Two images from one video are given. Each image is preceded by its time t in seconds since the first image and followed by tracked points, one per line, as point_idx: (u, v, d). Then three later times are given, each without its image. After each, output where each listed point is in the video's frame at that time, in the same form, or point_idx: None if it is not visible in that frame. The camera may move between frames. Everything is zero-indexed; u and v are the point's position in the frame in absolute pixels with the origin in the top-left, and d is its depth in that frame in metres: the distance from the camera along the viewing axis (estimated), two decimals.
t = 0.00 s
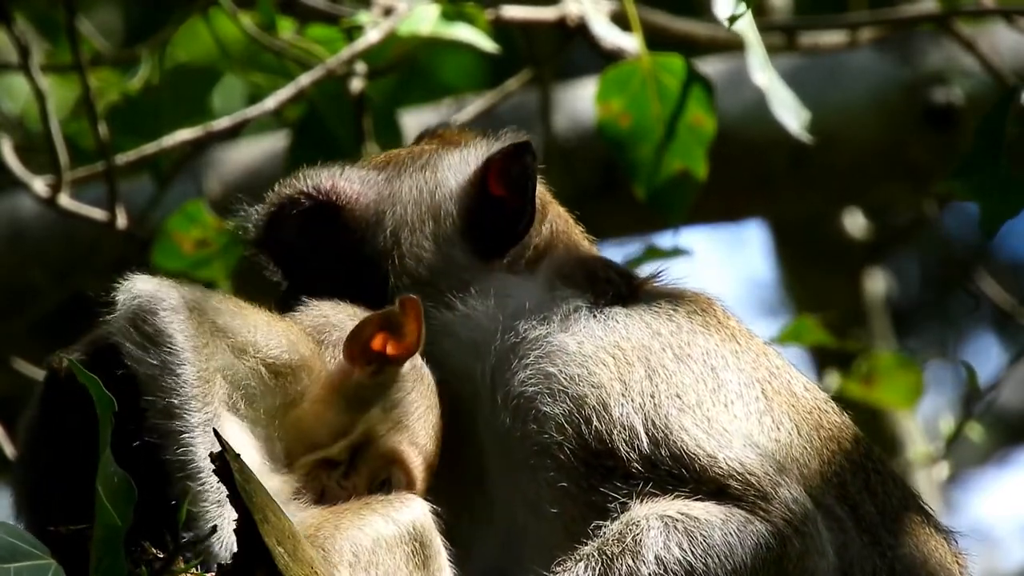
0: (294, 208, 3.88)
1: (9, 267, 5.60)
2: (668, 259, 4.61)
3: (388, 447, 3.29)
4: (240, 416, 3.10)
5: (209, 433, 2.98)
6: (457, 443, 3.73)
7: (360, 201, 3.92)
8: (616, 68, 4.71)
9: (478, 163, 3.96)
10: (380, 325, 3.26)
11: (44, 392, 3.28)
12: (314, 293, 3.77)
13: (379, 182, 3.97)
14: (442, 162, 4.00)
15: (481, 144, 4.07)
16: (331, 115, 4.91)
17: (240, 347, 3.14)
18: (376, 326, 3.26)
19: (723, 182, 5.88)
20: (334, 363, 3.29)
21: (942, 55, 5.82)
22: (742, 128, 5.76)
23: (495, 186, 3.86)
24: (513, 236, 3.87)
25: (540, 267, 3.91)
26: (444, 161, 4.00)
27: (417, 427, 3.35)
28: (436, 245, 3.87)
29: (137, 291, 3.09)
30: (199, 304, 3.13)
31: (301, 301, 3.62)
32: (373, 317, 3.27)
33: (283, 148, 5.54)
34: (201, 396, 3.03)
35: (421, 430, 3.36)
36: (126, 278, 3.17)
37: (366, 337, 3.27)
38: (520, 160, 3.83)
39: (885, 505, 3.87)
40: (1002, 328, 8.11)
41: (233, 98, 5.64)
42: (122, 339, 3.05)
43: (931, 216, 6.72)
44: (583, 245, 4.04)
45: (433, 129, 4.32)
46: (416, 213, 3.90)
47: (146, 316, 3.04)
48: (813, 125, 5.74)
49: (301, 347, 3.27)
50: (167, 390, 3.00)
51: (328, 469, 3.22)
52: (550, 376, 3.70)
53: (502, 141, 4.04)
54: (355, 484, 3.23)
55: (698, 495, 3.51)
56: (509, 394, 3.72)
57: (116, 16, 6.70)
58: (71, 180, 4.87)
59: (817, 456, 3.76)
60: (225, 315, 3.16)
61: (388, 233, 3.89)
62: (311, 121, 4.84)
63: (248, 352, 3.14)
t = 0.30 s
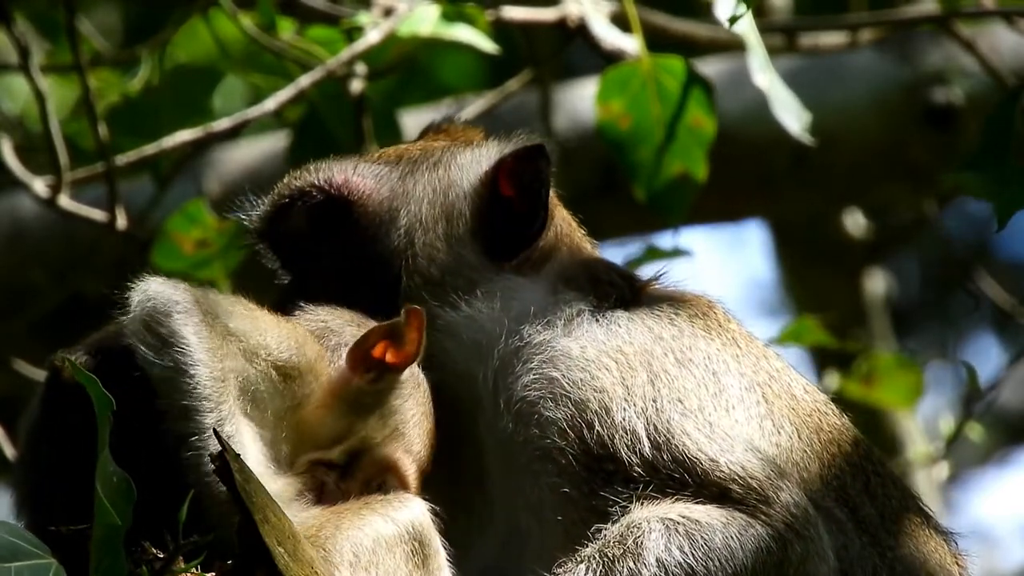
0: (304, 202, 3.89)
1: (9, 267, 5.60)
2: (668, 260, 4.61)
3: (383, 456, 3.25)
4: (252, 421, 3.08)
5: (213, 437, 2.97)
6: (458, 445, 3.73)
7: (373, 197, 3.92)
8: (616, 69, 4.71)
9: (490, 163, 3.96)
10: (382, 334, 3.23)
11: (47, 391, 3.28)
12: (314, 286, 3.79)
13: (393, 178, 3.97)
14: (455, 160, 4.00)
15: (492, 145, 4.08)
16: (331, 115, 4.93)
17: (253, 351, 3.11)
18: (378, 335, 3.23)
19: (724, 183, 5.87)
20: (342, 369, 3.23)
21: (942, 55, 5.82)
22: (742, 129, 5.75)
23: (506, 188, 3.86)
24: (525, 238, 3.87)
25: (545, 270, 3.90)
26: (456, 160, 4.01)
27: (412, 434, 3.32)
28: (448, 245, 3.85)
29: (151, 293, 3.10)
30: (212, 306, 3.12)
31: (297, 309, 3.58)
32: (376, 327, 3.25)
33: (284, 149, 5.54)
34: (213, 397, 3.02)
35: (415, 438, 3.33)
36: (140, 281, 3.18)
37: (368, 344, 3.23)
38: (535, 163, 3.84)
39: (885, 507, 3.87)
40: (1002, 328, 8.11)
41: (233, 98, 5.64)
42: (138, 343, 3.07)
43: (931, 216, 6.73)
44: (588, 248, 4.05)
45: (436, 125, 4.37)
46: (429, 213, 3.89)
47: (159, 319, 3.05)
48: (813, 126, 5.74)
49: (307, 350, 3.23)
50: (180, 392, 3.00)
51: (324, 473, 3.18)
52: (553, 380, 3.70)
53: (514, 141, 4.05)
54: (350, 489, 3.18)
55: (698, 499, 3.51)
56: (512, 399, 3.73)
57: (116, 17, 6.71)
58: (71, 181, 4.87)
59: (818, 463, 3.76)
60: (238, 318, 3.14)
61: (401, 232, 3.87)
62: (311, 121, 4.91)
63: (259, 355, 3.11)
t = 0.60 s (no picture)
0: (310, 198, 3.87)
1: (9, 267, 5.60)
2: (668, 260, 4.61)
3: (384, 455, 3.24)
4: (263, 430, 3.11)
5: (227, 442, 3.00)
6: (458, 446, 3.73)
7: (379, 196, 3.92)
8: (616, 69, 4.72)
9: (496, 163, 3.97)
10: (382, 339, 3.23)
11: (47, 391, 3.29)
12: (320, 282, 3.77)
13: (399, 177, 3.97)
14: (461, 160, 4.00)
15: (497, 144, 4.08)
16: (331, 115, 4.94)
17: (264, 360, 3.13)
18: (378, 341, 3.23)
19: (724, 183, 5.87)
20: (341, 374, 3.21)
21: (942, 55, 5.82)
22: (743, 128, 5.76)
23: (511, 188, 3.86)
24: (530, 238, 3.85)
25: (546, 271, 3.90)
26: (463, 159, 4.01)
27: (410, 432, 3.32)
28: (453, 245, 3.85)
29: (164, 299, 3.10)
30: (224, 314, 3.14)
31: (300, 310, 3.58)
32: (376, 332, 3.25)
33: (284, 148, 5.54)
34: (231, 406, 3.05)
35: (415, 436, 3.32)
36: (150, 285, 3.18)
37: (368, 348, 3.23)
38: (542, 164, 3.82)
39: (885, 508, 3.87)
40: (1002, 328, 8.11)
41: (233, 98, 5.64)
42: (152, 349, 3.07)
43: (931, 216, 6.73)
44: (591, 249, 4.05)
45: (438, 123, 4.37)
46: (435, 212, 3.89)
47: (174, 326, 3.06)
48: (813, 126, 5.74)
49: (312, 363, 3.21)
50: (199, 401, 3.02)
51: (326, 478, 3.18)
52: (557, 384, 3.71)
53: (519, 141, 4.05)
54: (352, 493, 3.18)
55: (700, 501, 3.51)
56: (515, 401, 3.74)
57: (116, 16, 6.71)
58: (71, 180, 4.86)
59: (819, 466, 3.76)
60: (250, 326, 3.16)
61: (407, 232, 3.87)
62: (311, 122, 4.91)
63: (270, 363, 3.14)
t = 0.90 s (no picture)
0: (310, 198, 3.86)
1: (9, 267, 5.59)
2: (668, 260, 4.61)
3: (407, 399, 3.33)
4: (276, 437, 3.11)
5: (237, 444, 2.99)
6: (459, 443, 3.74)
7: (380, 195, 3.91)
8: (616, 68, 4.72)
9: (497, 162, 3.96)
10: (340, 307, 3.35)
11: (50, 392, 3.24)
12: (319, 283, 3.79)
13: (400, 177, 3.96)
14: (462, 159, 3.99)
15: (499, 143, 4.07)
16: (331, 115, 4.94)
17: (282, 370, 3.16)
18: (337, 311, 3.34)
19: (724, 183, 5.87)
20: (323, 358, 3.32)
21: (942, 55, 5.82)
22: (743, 129, 5.76)
23: (512, 187, 3.86)
24: (530, 238, 3.85)
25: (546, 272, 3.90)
26: (465, 159, 4.00)
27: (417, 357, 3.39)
28: (455, 245, 3.84)
29: (187, 300, 3.15)
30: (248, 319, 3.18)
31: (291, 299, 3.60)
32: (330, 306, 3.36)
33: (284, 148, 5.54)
34: (249, 398, 3.06)
35: (420, 367, 3.38)
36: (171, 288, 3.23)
37: (331, 321, 3.34)
38: (542, 164, 3.82)
39: (886, 509, 3.87)
40: (1002, 329, 8.11)
41: (233, 98, 5.65)
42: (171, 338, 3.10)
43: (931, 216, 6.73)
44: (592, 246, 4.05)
45: (439, 121, 4.37)
46: (436, 212, 3.88)
47: (195, 320, 3.10)
48: (813, 126, 5.74)
49: (328, 388, 3.23)
50: (216, 388, 3.04)
51: (366, 456, 3.30)
52: (559, 385, 3.71)
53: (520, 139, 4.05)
54: (395, 457, 3.32)
55: (701, 503, 3.51)
56: (516, 403, 3.75)
57: (116, 16, 6.71)
58: (72, 180, 4.86)
59: (821, 466, 3.76)
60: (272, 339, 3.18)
61: (408, 232, 3.87)
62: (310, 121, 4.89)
63: (288, 377, 3.16)
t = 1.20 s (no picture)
0: (310, 196, 3.82)
1: (10, 267, 5.60)
2: (667, 259, 4.61)
3: (393, 357, 3.36)
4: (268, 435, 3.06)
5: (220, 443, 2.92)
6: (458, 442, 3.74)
7: (380, 195, 3.86)
8: (616, 68, 4.71)
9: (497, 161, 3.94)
10: (301, 291, 3.36)
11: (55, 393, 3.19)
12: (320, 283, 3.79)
13: (400, 177, 3.92)
14: (462, 159, 3.96)
15: (498, 142, 4.05)
16: (331, 115, 4.94)
17: (268, 371, 3.14)
18: (300, 297, 3.35)
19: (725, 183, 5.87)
20: (300, 343, 3.33)
21: (942, 55, 5.82)
22: (742, 129, 5.76)
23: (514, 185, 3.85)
24: (529, 238, 3.85)
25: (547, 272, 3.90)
26: (466, 158, 3.97)
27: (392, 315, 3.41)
28: (456, 245, 3.81)
29: (165, 305, 3.08)
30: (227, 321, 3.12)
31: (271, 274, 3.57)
32: (290, 294, 3.37)
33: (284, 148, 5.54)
34: (225, 402, 3.01)
35: (395, 320, 3.40)
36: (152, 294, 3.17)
37: (298, 304, 3.35)
38: (539, 163, 3.83)
39: (886, 509, 3.87)
40: (1002, 329, 8.11)
41: (233, 98, 5.65)
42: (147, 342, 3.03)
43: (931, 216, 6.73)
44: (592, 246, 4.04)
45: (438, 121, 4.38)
46: (437, 212, 3.85)
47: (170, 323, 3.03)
48: (813, 126, 5.74)
49: (319, 382, 3.25)
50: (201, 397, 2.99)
51: (372, 424, 3.32)
52: (559, 386, 3.71)
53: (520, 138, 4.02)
54: (400, 416, 3.36)
55: (702, 504, 3.51)
56: (516, 404, 3.74)
57: (116, 16, 6.71)
58: (72, 180, 4.86)
59: (822, 467, 3.77)
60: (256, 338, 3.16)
61: (409, 232, 3.82)
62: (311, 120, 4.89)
63: (278, 375, 3.15)
